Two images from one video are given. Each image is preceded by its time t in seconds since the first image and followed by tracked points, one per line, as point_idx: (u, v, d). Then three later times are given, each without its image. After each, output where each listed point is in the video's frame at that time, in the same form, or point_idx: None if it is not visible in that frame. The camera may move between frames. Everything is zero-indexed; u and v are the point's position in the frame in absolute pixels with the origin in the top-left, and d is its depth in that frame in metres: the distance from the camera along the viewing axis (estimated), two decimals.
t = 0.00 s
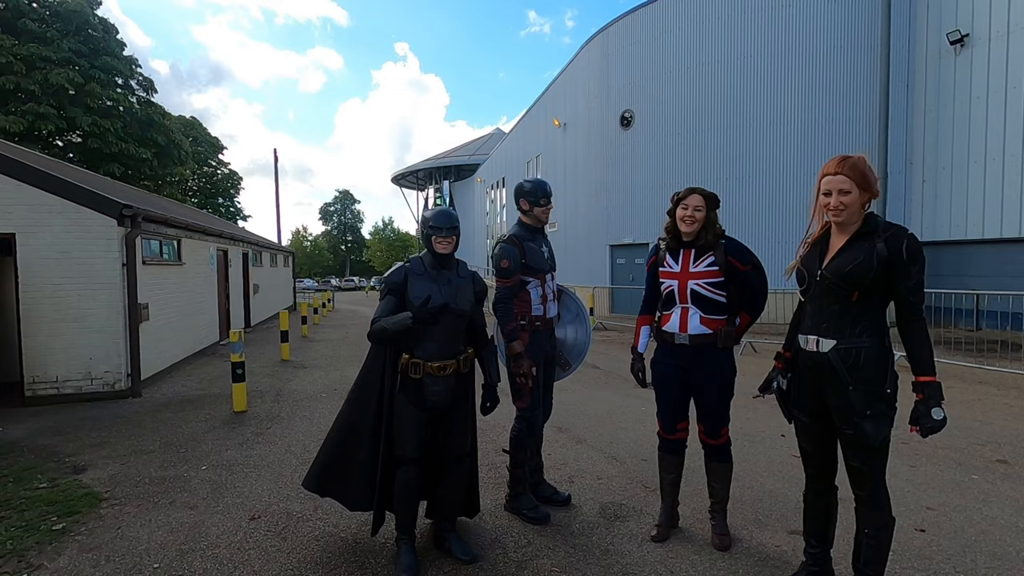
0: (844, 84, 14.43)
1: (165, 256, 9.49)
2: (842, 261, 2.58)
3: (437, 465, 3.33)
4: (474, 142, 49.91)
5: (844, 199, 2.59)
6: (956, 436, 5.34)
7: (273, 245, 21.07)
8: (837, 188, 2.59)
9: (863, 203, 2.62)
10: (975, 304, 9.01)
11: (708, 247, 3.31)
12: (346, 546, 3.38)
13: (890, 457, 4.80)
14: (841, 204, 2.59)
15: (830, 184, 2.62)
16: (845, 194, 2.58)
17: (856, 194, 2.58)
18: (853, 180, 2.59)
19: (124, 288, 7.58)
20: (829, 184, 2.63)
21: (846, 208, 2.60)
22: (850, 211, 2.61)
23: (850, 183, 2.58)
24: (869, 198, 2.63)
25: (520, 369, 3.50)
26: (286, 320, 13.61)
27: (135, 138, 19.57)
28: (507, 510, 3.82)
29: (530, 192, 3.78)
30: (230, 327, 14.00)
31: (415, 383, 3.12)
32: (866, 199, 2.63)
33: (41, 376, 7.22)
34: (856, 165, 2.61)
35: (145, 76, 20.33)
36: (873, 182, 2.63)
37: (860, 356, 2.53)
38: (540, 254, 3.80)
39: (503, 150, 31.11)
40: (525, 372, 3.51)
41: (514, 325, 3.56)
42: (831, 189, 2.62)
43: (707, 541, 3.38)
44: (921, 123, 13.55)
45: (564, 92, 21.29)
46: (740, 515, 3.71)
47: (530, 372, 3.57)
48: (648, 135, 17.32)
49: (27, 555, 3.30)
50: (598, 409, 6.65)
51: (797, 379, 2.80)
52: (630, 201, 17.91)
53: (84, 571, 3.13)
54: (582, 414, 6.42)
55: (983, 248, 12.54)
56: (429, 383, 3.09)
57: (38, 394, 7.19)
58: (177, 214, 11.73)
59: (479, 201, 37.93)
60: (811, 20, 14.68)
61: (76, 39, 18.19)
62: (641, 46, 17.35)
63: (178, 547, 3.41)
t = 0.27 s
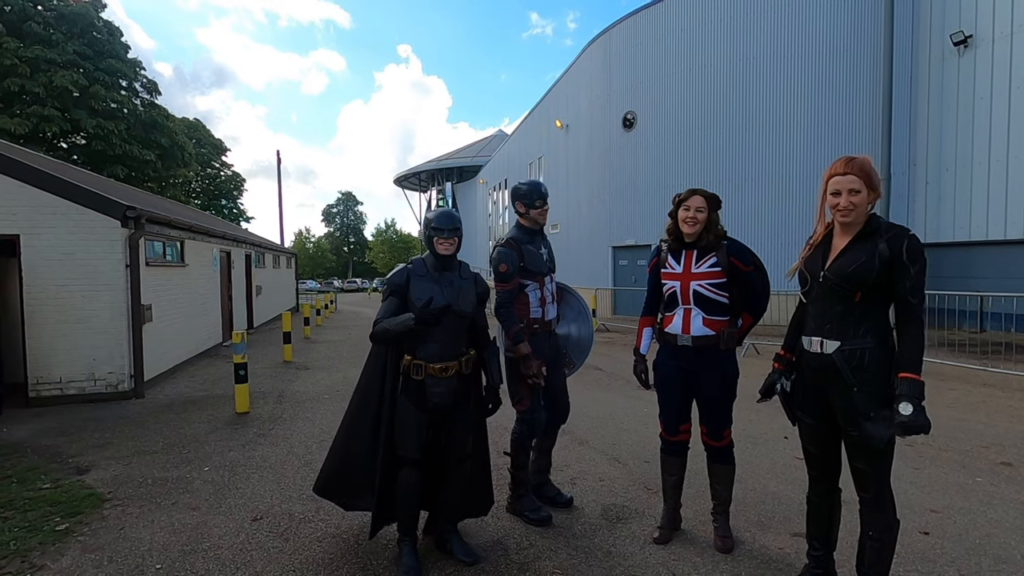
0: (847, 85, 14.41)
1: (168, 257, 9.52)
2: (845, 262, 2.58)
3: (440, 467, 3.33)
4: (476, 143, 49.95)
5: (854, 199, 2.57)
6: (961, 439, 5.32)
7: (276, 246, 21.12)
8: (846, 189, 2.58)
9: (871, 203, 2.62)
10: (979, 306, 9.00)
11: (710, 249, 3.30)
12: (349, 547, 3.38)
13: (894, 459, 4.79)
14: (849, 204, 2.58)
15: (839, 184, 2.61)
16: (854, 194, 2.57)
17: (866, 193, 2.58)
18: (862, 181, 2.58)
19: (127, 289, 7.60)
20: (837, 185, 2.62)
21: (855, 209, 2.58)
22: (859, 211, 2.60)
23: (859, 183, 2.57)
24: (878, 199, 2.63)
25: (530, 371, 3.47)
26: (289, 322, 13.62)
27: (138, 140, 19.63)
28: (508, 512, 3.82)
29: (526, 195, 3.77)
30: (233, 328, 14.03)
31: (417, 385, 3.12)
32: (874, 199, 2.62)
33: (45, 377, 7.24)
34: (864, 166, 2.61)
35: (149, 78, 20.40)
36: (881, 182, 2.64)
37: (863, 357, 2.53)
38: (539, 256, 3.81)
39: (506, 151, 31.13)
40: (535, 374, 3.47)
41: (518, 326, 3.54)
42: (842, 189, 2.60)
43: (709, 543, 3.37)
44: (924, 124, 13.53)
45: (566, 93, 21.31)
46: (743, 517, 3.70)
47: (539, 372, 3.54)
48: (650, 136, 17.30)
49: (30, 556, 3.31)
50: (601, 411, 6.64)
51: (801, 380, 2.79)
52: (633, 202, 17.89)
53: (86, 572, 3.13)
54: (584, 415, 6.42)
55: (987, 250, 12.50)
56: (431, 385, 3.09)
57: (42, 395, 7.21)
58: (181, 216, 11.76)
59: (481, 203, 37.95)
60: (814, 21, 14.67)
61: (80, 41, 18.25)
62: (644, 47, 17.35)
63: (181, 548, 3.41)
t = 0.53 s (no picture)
0: (848, 87, 14.40)
1: (170, 259, 9.54)
2: (844, 264, 2.58)
3: (442, 470, 3.32)
4: (478, 145, 49.99)
5: (853, 201, 2.57)
6: (964, 441, 5.31)
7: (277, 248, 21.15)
8: (845, 192, 2.58)
9: (870, 205, 2.62)
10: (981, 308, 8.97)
11: (711, 251, 3.31)
12: (350, 549, 3.38)
13: (896, 462, 4.77)
14: (849, 206, 2.58)
15: (838, 187, 2.61)
16: (853, 197, 2.57)
17: (866, 196, 2.58)
18: (861, 183, 2.58)
19: (130, 291, 7.62)
20: (837, 187, 2.62)
21: (854, 211, 2.58)
22: (860, 214, 2.60)
23: (859, 186, 2.57)
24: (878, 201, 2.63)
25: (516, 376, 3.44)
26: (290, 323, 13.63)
27: (141, 142, 19.67)
28: (510, 514, 3.82)
29: (524, 197, 3.77)
30: (234, 330, 14.03)
31: (418, 387, 3.12)
32: (874, 202, 2.63)
33: (47, 378, 7.25)
34: (861, 169, 2.61)
35: (152, 80, 20.46)
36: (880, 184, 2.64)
37: (865, 359, 2.53)
38: (539, 258, 3.81)
39: (507, 153, 31.15)
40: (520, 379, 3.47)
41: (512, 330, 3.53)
42: (840, 192, 2.60)
43: (711, 546, 3.36)
44: (926, 126, 13.53)
45: (567, 95, 21.33)
46: (744, 520, 3.70)
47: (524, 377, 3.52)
48: (652, 138, 17.31)
49: (31, 557, 3.31)
50: (602, 413, 6.64)
51: (802, 382, 2.79)
52: (634, 204, 17.89)
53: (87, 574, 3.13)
54: (586, 417, 6.42)
55: (990, 251, 12.47)
56: (432, 387, 3.09)
57: (44, 396, 7.22)
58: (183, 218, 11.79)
59: (483, 205, 37.96)
60: (815, 23, 14.66)
61: (83, 44, 18.31)
62: (644, 50, 17.37)
63: (182, 550, 3.41)
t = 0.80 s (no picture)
0: (849, 88, 14.40)
1: (171, 260, 9.55)
2: (844, 265, 2.58)
3: (443, 470, 3.32)
4: (479, 146, 50.02)
5: (851, 203, 2.58)
6: (966, 442, 5.30)
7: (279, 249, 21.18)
8: (842, 193, 2.58)
9: (869, 205, 2.61)
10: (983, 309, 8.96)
11: (713, 252, 3.31)
12: (351, 550, 3.38)
13: (898, 463, 4.77)
14: (847, 207, 2.59)
15: (835, 188, 2.62)
16: (850, 198, 2.57)
17: (863, 197, 2.58)
18: (859, 184, 2.58)
19: (131, 292, 7.63)
20: (834, 189, 2.62)
21: (853, 212, 2.58)
22: (858, 215, 2.60)
23: (855, 187, 2.57)
24: (877, 202, 2.63)
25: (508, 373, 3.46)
26: (291, 324, 13.63)
27: (142, 143, 19.71)
28: (510, 515, 3.81)
29: (527, 198, 3.78)
30: (235, 330, 14.05)
31: (419, 388, 3.12)
32: (872, 203, 2.62)
33: (49, 379, 7.26)
34: (860, 169, 2.60)
35: (153, 82, 20.49)
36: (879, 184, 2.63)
37: (865, 360, 2.52)
38: (543, 259, 3.81)
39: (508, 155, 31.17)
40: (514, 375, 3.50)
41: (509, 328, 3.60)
42: (838, 193, 2.61)
43: (711, 547, 3.36)
44: (927, 127, 13.52)
45: (568, 96, 21.34)
46: (745, 521, 3.69)
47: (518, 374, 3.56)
48: (652, 139, 17.31)
49: (33, 558, 3.31)
50: (604, 414, 6.63)
51: (802, 383, 2.79)
52: (635, 205, 17.89)
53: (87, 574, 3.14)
54: (587, 418, 6.42)
55: (991, 253, 12.45)
56: (433, 388, 3.09)
57: (45, 397, 7.23)
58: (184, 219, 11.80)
59: (484, 205, 37.97)
60: (816, 24, 14.66)
61: (85, 45, 18.35)
62: (645, 51, 17.37)
63: (182, 550, 3.42)
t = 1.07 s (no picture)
0: (850, 89, 14.41)
1: (172, 260, 9.56)
2: (844, 266, 2.59)
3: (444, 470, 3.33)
4: (479, 147, 50.06)
5: (849, 204, 2.58)
6: (965, 443, 5.31)
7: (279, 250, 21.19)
8: (841, 194, 2.59)
9: (867, 207, 2.62)
10: (983, 310, 8.97)
11: (713, 253, 3.31)
12: (352, 550, 3.39)
13: (898, 464, 4.78)
14: (844, 208, 2.60)
15: (832, 189, 2.63)
16: (849, 200, 2.58)
17: (861, 198, 2.58)
18: (857, 185, 2.58)
19: (132, 293, 7.63)
20: (833, 190, 2.62)
21: (852, 213, 2.59)
22: (857, 216, 2.60)
23: (854, 188, 2.58)
24: (875, 203, 2.63)
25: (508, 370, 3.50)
26: (292, 325, 13.65)
27: (143, 144, 19.73)
28: (511, 515, 3.82)
29: (532, 200, 3.80)
30: (236, 331, 14.07)
31: (421, 389, 3.13)
32: (871, 204, 2.63)
33: (50, 380, 7.26)
34: (858, 170, 2.61)
35: (154, 83, 20.51)
36: (878, 185, 2.64)
37: (865, 361, 2.53)
38: (547, 259, 3.81)
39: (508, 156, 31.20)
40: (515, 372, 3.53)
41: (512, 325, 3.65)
42: (836, 195, 2.61)
43: (712, 548, 3.37)
44: (928, 128, 13.52)
45: (568, 97, 21.36)
46: (746, 522, 3.70)
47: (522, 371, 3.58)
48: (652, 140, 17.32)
49: (34, 558, 3.32)
50: (604, 414, 6.65)
51: (801, 384, 2.79)
52: (635, 206, 17.90)
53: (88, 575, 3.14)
54: (588, 419, 6.43)
55: (991, 254, 12.46)
56: (435, 389, 3.10)
57: (46, 397, 7.24)
58: (185, 220, 11.82)
59: (484, 206, 38.00)
60: (816, 25, 14.67)
61: (86, 47, 18.39)
62: (645, 52, 17.38)
63: (184, 551, 3.42)
